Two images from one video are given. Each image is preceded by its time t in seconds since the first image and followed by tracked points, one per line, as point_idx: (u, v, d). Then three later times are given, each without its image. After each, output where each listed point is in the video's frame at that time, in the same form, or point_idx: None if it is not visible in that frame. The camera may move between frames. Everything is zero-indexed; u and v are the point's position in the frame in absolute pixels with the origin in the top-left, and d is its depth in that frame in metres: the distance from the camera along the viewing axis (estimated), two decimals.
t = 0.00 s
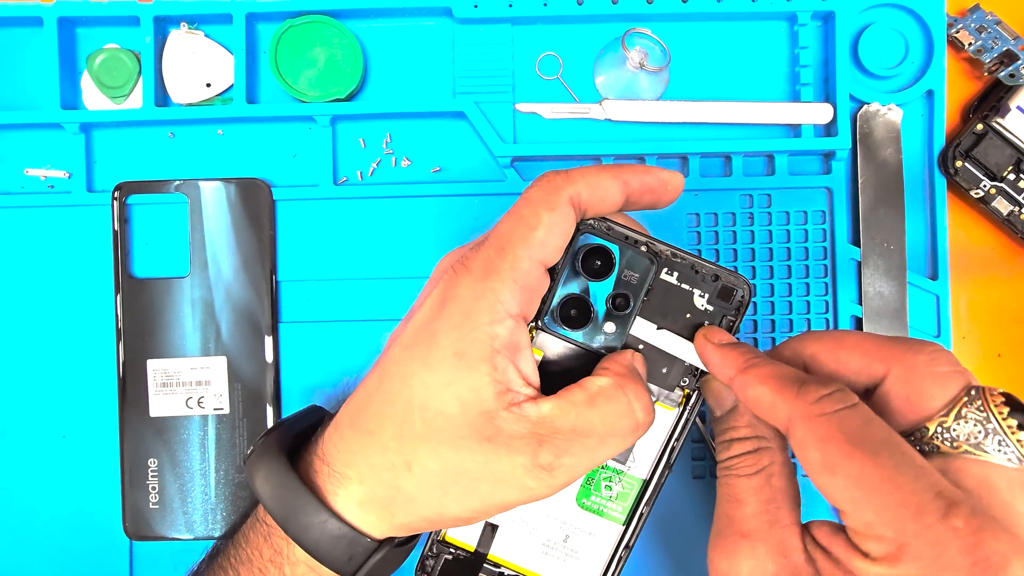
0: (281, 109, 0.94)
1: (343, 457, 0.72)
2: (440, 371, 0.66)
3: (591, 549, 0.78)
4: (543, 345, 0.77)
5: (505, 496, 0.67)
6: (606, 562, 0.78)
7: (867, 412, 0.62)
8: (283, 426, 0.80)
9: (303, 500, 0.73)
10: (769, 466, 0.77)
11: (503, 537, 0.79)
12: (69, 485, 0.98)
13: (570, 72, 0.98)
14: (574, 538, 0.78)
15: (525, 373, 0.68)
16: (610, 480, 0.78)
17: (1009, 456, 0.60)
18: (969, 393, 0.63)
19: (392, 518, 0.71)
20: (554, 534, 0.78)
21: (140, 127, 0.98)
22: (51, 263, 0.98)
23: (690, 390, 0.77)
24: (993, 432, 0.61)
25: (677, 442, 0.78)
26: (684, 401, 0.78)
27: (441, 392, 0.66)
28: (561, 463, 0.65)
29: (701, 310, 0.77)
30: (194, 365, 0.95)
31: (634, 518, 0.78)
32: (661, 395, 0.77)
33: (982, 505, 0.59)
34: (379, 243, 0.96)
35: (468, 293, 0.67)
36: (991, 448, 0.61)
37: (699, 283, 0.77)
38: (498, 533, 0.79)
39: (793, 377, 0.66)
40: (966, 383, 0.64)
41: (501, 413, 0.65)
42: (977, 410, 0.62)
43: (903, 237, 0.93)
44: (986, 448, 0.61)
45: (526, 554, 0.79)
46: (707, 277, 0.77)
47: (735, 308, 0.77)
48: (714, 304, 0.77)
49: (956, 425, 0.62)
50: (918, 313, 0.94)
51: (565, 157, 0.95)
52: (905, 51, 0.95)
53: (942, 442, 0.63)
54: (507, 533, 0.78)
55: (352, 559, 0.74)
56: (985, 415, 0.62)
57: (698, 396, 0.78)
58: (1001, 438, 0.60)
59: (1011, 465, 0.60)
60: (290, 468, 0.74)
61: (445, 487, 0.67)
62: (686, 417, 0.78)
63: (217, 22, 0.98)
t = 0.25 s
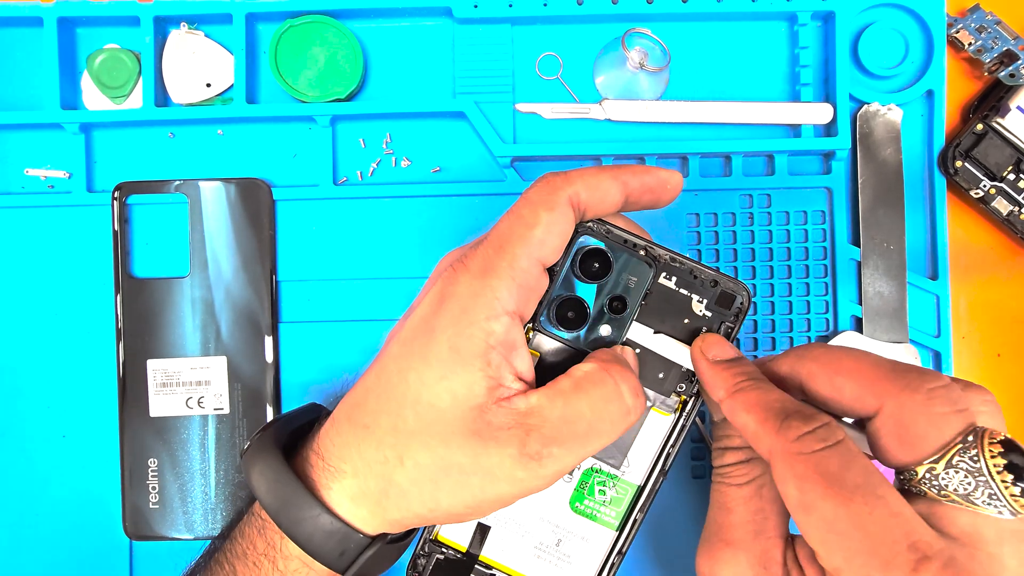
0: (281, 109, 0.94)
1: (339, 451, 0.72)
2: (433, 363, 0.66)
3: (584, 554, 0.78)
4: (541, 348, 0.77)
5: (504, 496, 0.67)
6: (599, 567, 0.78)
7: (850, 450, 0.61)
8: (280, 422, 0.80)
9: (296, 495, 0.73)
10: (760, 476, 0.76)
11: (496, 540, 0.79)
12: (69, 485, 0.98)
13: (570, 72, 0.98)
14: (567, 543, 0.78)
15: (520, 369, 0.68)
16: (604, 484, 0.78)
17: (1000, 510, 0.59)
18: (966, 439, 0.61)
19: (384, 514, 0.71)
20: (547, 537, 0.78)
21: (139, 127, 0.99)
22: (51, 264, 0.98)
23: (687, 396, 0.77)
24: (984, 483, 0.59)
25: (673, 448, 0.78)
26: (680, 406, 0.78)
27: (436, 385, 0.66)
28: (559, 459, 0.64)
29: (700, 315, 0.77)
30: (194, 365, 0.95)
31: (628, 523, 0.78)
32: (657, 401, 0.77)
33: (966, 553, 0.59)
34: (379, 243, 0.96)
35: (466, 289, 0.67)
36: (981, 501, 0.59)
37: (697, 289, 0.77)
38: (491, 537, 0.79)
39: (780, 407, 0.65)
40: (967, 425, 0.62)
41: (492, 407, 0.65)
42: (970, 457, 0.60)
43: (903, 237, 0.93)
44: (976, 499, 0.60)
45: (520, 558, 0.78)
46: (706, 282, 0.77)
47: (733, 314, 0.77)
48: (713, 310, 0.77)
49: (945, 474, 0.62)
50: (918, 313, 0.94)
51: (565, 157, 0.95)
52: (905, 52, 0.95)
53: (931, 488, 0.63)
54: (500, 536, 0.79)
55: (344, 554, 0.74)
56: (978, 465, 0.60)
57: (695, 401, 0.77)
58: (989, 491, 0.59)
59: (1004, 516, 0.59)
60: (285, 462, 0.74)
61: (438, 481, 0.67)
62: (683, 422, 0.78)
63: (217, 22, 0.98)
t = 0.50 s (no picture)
0: (281, 109, 0.94)
1: (339, 450, 0.73)
2: (434, 359, 0.66)
3: (582, 554, 0.78)
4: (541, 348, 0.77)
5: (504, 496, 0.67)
6: (596, 569, 0.78)
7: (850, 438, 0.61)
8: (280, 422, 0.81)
9: (297, 494, 0.73)
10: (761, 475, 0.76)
11: (494, 539, 0.79)
12: (69, 485, 0.98)
13: (570, 72, 0.98)
14: (565, 543, 0.78)
15: (520, 368, 0.68)
16: (602, 484, 0.78)
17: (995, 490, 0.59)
18: (961, 423, 0.62)
19: (386, 512, 0.71)
20: (545, 537, 0.78)
21: (139, 127, 0.98)
22: (51, 264, 0.98)
23: (686, 397, 0.78)
24: (982, 465, 0.60)
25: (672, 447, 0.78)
26: (679, 407, 0.78)
27: (437, 383, 0.66)
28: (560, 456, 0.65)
29: (700, 316, 0.77)
30: (194, 365, 0.95)
31: (626, 524, 0.78)
32: (656, 401, 0.78)
33: (967, 537, 0.58)
34: (380, 243, 0.96)
35: (468, 287, 0.67)
36: (979, 482, 0.60)
37: (697, 289, 0.77)
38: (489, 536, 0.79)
39: (781, 397, 0.66)
40: (960, 412, 0.62)
41: (493, 405, 0.65)
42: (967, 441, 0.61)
43: (903, 237, 0.93)
44: (974, 479, 0.60)
45: (518, 557, 0.78)
46: (706, 283, 0.77)
47: (733, 316, 0.77)
48: (713, 311, 0.77)
49: (942, 455, 0.61)
50: (918, 313, 0.94)
51: (564, 157, 0.95)
52: (905, 51, 0.95)
53: (928, 472, 0.62)
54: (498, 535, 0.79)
55: (345, 554, 0.74)
56: (974, 447, 0.61)
57: (694, 402, 0.78)
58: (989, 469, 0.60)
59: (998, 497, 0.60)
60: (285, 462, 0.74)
61: (438, 479, 0.67)
62: (683, 423, 0.78)
63: (218, 22, 0.98)
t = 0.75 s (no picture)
0: (281, 109, 0.94)
1: (344, 452, 0.73)
2: (444, 366, 0.66)
3: (585, 556, 0.78)
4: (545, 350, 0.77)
5: (511, 501, 0.67)
6: (598, 570, 0.78)
7: (856, 446, 0.61)
8: (284, 424, 0.80)
9: (302, 496, 0.73)
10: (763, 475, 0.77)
11: (497, 540, 0.79)
12: (69, 485, 0.98)
13: (570, 72, 0.98)
14: (567, 545, 0.78)
15: (527, 372, 0.68)
16: (605, 487, 0.78)
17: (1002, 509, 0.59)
18: (970, 438, 0.61)
19: (390, 515, 0.71)
20: (548, 538, 0.78)
21: (139, 127, 0.98)
22: (51, 264, 0.98)
23: (690, 401, 0.78)
24: (989, 482, 0.60)
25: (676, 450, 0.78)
26: (682, 411, 0.78)
27: (446, 387, 0.66)
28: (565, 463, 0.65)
29: (704, 321, 0.78)
30: (194, 365, 0.95)
31: (628, 527, 0.78)
32: (661, 404, 0.78)
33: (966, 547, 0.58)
34: (380, 243, 0.96)
35: (477, 291, 0.67)
36: (986, 499, 0.59)
37: (703, 294, 0.78)
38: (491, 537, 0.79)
39: (785, 403, 0.66)
40: (971, 426, 0.61)
41: (502, 410, 0.65)
42: (975, 456, 0.60)
43: (903, 237, 0.93)
44: (979, 498, 0.60)
45: (520, 558, 0.79)
46: (710, 288, 0.77)
47: (737, 321, 0.77)
48: (716, 316, 0.78)
49: (949, 472, 0.61)
50: (918, 313, 0.94)
51: (563, 157, 0.95)
52: (905, 52, 0.95)
53: (933, 486, 0.62)
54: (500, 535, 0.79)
55: (349, 556, 0.74)
56: (983, 465, 0.60)
57: (698, 405, 0.78)
58: (995, 490, 0.59)
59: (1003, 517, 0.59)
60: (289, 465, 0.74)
61: (446, 483, 0.67)
62: (687, 427, 0.78)
63: (218, 22, 0.98)
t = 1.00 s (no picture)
0: (281, 109, 0.94)
1: (337, 444, 0.72)
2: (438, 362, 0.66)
3: (583, 557, 0.78)
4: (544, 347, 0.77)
5: (500, 497, 0.67)
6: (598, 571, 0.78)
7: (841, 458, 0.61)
8: (277, 417, 0.81)
9: (293, 489, 0.73)
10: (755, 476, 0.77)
11: (495, 540, 0.79)
12: (69, 485, 0.98)
13: (570, 72, 0.98)
14: (566, 546, 0.78)
15: (523, 369, 0.69)
16: (604, 487, 0.78)
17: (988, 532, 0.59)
18: (960, 458, 0.60)
19: (381, 508, 0.72)
20: (546, 539, 0.78)
21: (139, 128, 0.98)
22: (51, 264, 0.98)
23: (688, 399, 0.77)
24: (974, 504, 0.59)
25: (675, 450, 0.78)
26: (681, 409, 0.78)
27: (438, 379, 0.66)
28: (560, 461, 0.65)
29: (703, 319, 0.77)
30: (194, 365, 0.95)
31: (628, 528, 0.78)
32: (659, 403, 0.77)
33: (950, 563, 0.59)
34: (379, 243, 0.96)
35: (473, 286, 0.67)
36: (971, 521, 0.60)
37: (701, 291, 0.77)
38: (489, 536, 0.79)
39: (775, 412, 0.65)
40: (963, 445, 0.61)
41: (493, 405, 0.66)
42: (962, 477, 0.60)
43: (903, 237, 0.93)
44: (964, 520, 0.60)
45: (519, 558, 0.79)
46: (708, 286, 0.77)
47: (736, 318, 0.77)
48: (715, 314, 0.77)
49: (935, 492, 0.62)
50: (918, 313, 0.94)
51: (563, 157, 0.95)
52: (904, 52, 0.95)
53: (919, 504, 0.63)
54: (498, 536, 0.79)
55: (338, 549, 0.74)
56: (970, 487, 0.60)
57: (696, 405, 0.77)
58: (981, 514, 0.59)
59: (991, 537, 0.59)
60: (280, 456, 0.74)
61: (436, 477, 0.67)
62: (685, 425, 0.78)
63: (218, 22, 0.98)
